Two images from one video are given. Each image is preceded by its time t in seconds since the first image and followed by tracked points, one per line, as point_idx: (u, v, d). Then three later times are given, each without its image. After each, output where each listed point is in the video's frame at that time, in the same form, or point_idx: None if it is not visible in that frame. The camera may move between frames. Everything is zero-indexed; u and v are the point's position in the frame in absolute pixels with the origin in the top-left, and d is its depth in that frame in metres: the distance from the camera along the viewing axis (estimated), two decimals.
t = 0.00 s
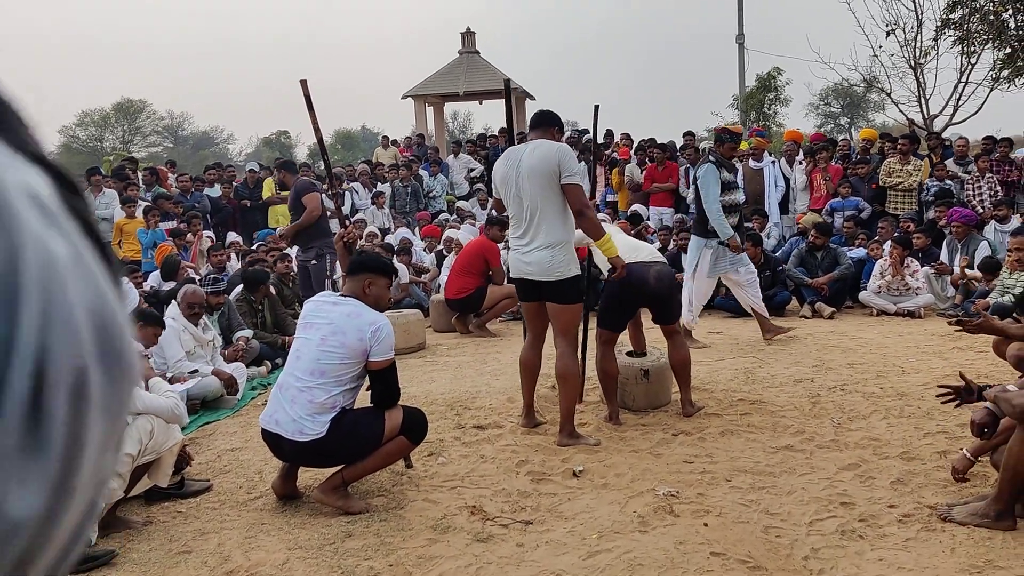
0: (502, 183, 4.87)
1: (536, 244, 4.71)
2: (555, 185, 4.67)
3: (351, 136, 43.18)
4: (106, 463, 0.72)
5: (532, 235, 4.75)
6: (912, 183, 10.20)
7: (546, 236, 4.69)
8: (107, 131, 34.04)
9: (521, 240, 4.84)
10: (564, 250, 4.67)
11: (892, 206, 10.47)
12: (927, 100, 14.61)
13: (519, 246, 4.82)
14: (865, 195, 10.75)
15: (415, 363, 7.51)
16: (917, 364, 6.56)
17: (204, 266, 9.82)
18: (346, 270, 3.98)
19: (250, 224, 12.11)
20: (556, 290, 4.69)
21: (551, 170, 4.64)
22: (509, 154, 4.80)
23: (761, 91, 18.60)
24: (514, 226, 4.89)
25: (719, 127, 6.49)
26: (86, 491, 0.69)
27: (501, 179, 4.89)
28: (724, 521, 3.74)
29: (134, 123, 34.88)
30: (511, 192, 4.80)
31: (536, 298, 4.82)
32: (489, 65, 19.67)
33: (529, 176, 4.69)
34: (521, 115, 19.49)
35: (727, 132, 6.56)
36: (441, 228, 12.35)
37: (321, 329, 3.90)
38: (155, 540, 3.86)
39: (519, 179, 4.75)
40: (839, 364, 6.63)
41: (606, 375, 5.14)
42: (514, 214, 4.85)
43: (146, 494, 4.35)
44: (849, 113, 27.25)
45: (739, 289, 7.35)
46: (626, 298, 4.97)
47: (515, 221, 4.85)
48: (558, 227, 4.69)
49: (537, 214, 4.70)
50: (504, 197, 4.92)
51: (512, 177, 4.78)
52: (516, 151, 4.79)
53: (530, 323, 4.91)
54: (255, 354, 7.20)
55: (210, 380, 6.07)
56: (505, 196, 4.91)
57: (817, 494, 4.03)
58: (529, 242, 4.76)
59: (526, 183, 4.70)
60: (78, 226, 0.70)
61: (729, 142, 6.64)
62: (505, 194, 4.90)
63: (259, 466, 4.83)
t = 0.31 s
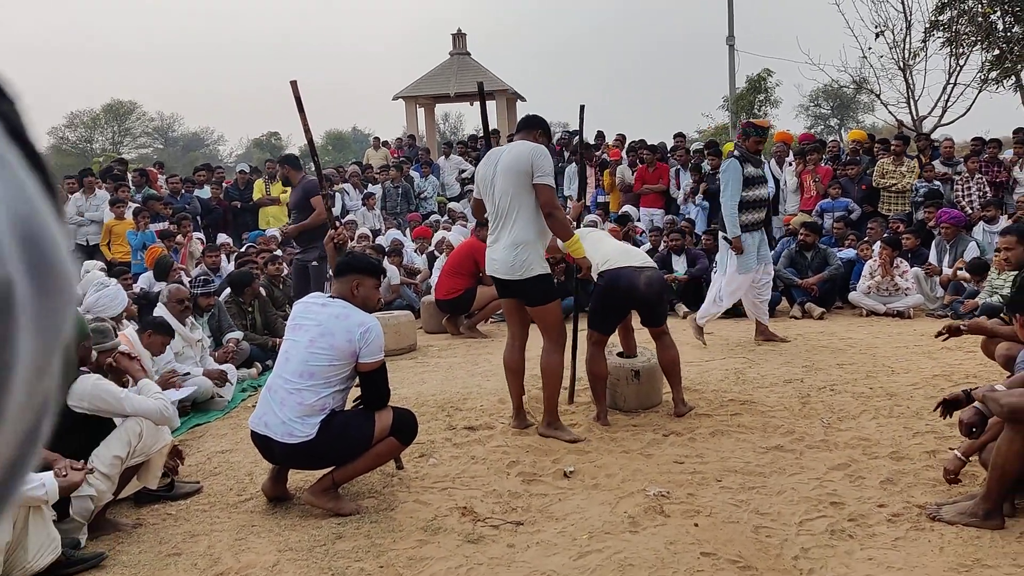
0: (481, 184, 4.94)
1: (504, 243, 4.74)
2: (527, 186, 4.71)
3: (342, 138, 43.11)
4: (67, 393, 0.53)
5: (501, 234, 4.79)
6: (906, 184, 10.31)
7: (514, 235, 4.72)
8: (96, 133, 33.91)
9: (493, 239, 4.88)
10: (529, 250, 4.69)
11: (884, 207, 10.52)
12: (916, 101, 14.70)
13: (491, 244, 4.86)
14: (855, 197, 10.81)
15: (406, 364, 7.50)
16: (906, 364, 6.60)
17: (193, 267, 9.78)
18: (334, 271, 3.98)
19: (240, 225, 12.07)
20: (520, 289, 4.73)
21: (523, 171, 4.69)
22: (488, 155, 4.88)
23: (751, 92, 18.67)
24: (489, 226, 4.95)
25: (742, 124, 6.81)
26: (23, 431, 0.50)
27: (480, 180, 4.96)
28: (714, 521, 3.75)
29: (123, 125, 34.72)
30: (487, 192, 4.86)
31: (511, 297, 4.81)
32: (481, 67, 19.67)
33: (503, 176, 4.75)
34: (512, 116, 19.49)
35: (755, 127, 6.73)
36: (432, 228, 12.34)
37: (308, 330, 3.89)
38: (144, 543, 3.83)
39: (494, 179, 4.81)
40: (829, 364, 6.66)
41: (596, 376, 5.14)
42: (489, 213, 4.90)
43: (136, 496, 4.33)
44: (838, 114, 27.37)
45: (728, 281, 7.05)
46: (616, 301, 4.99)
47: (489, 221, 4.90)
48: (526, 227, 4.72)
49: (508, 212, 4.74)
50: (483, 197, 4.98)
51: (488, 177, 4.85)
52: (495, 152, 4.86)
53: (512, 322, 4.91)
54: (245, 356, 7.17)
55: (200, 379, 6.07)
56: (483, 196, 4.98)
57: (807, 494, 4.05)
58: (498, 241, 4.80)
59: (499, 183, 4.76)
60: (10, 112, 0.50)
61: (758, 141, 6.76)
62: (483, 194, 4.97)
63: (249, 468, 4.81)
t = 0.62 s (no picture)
0: (469, 186, 4.96)
1: (489, 243, 4.74)
2: (510, 185, 4.70)
3: (334, 139, 43.05)
4: None
5: (487, 235, 4.79)
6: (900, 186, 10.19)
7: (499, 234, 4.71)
8: (87, 134, 33.77)
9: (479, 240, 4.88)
10: (513, 249, 4.68)
11: (877, 207, 10.49)
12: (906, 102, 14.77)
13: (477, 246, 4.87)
14: (847, 197, 10.85)
15: (399, 366, 7.50)
16: (897, 364, 6.63)
17: (186, 269, 9.76)
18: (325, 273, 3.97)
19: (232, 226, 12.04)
20: (507, 288, 4.73)
21: (506, 170, 4.69)
22: (476, 158, 4.91)
23: (743, 93, 18.72)
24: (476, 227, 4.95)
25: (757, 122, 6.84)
26: None
27: (468, 183, 4.98)
28: (707, 521, 3.76)
29: (115, 126, 34.60)
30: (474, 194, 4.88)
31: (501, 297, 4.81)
32: (473, 68, 19.67)
33: (487, 176, 4.76)
34: (505, 117, 19.51)
35: (768, 126, 6.75)
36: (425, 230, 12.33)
37: (300, 332, 3.88)
38: (136, 546, 3.82)
39: (480, 180, 4.83)
40: (821, 365, 6.68)
41: (587, 378, 5.16)
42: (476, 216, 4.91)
43: (127, 499, 4.31)
44: (830, 115, 27.45)
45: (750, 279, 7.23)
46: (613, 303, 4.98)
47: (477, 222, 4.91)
48: (509, 227, 4.71)
49: (491, 212, 4.74)
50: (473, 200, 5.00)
51: (475, 179, 4.88)
52: (481, 154, 4.88)
53: (500, 323, 4.92)
54: (238, 358, 7.15)
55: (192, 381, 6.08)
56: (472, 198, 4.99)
57: (799, 495, 4.06)
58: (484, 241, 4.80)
59: (484, 183, 4.77)
60: None
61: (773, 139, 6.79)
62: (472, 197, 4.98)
63: (242, 470, 4.80)
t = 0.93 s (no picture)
0: (471, 186, 4.94)
1: (495, 244, 4.74)
2: (515, 187, 4.69)
3: (335, 141, 43.07)
4: None
5: (492, 236, 4.79)
6: (901, 185, 10.29)
7: (504, 236, 4.71)
8: (87, 136, 33.80)
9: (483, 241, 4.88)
10: (520, 249, 4.68)
11: (879, 207, 10.54)
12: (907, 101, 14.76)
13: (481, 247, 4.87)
14: (849, 197, 10.85)
15: (402, 367, 7.49)
16: (901, 363, 6.63)
17: (188, 271, 9.76)
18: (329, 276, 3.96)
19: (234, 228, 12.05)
20: (516, 287, 4.72)
21: (510, 172, 4.68)
22: (477, 158, 4.88)
23: (743, 93, 18.71)
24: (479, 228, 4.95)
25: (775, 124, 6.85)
26: None
27: (470, 183, 4.96)
28: (713, 522, 3.75)
29: (115, 128, 34.66)
30: (477, 195, 4.87)
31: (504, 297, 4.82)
32: (474, 69, 19.68)
33: (490, 177, 4.74)
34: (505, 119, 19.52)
35: (785, 125, 6.74)
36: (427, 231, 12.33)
37: (307, 335, 3.88)
38: (141, 548, 3.81)
39: (483, 181, 4.81)
40: (824, 365, 6.67)
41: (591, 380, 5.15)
42: (480, 216, 4.90)
43: (132, 502, 4.31)
44: (830, 114, 27.43)
45: (771, 279, 7.27)
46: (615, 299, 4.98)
47: (480, 223, 4.91)
48: (514, 228, 4.70)
49: (496, 214, 4.74)
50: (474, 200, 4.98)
51: (478, 179, 4.86)
52: (483, 154, 4.86)
53: (501, 325, 4.92)
54: (241, 360, 7.15)
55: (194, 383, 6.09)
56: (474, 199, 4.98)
57: (805, 495, 4.05)
58: (489, 242, 4.80)
59: (488, 185, 4.76)
60: None
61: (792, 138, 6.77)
62: (474, 197, 4.97)
63: (246, 473, 4.79)
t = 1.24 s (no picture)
0: (473, 192, 4.92)
1: (501, 249, 4.74)
2: (520, 194, 4.68)
3: (335, 146, 43.10)
4: None
5: (496, 242, 4.78)
6: (900, 184, 10.26)
7: (509, 242, 4.71)
8: (88, 144, 33.85)
9: (487, 247, 4.87)
10: (526, 255, 4.68)
11: (880, 207, 10.52)
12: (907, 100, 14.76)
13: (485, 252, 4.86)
14: (851, 198, 10.83)
15: (405, 373, 7.48)
16: (905, 365, 6.62)
17: (190, 278, 9.76)
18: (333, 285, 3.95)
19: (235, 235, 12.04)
20: (522, 293, 4.71)
21: (514, 179, 4.66)
22: (479, 163, 4.85)
23: (743, 94, 18.71)
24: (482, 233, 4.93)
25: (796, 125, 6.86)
26: None
27: (471, 188, 4.93)
28: (718, 528, 3.73)
29: (115, 136, 34.71)
30: (480, 201, 4.85)
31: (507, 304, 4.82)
32: (473, 73, 19.70)
33: (494, 184, 4.72)
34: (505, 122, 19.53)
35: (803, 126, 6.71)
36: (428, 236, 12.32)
37: (310, 344, 3.87)
38: (146, 559, 3.80)
39: (486, 187, 4.79)
40: (828, 367, 6.65)
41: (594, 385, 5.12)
42: (483, 222, 4.89)
43: (136, 512, 4.30)
44: (830, 114, 27.42)
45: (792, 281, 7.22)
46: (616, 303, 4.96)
47: (483, 228, 4.89)
48: (520, 234, 4.70)
49: (501, 220, 4.73)
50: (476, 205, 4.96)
51: (480, 185, 4.83)
52: (485, 159, 4.83)
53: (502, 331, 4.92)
54: (243, 368, 7.14)
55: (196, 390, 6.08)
56: (476, 204, 4.95)
57: (811, 500, 4.03)
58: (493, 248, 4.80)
59: (492, 191, 4.74)
60: None
61: (810, 138, 6.74)
62: (476, 202, 4.94)
63: (250, 482, 4.78)
